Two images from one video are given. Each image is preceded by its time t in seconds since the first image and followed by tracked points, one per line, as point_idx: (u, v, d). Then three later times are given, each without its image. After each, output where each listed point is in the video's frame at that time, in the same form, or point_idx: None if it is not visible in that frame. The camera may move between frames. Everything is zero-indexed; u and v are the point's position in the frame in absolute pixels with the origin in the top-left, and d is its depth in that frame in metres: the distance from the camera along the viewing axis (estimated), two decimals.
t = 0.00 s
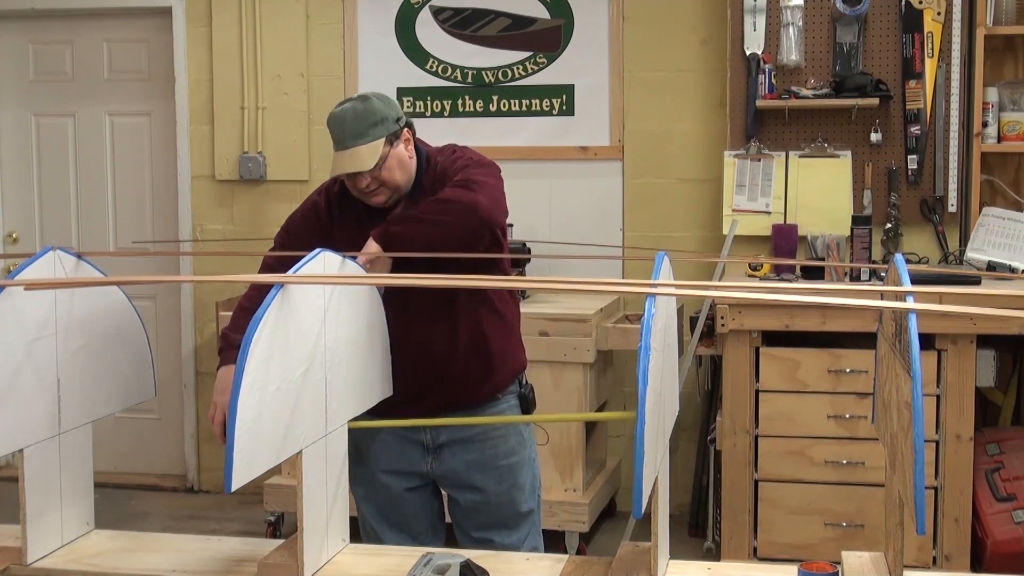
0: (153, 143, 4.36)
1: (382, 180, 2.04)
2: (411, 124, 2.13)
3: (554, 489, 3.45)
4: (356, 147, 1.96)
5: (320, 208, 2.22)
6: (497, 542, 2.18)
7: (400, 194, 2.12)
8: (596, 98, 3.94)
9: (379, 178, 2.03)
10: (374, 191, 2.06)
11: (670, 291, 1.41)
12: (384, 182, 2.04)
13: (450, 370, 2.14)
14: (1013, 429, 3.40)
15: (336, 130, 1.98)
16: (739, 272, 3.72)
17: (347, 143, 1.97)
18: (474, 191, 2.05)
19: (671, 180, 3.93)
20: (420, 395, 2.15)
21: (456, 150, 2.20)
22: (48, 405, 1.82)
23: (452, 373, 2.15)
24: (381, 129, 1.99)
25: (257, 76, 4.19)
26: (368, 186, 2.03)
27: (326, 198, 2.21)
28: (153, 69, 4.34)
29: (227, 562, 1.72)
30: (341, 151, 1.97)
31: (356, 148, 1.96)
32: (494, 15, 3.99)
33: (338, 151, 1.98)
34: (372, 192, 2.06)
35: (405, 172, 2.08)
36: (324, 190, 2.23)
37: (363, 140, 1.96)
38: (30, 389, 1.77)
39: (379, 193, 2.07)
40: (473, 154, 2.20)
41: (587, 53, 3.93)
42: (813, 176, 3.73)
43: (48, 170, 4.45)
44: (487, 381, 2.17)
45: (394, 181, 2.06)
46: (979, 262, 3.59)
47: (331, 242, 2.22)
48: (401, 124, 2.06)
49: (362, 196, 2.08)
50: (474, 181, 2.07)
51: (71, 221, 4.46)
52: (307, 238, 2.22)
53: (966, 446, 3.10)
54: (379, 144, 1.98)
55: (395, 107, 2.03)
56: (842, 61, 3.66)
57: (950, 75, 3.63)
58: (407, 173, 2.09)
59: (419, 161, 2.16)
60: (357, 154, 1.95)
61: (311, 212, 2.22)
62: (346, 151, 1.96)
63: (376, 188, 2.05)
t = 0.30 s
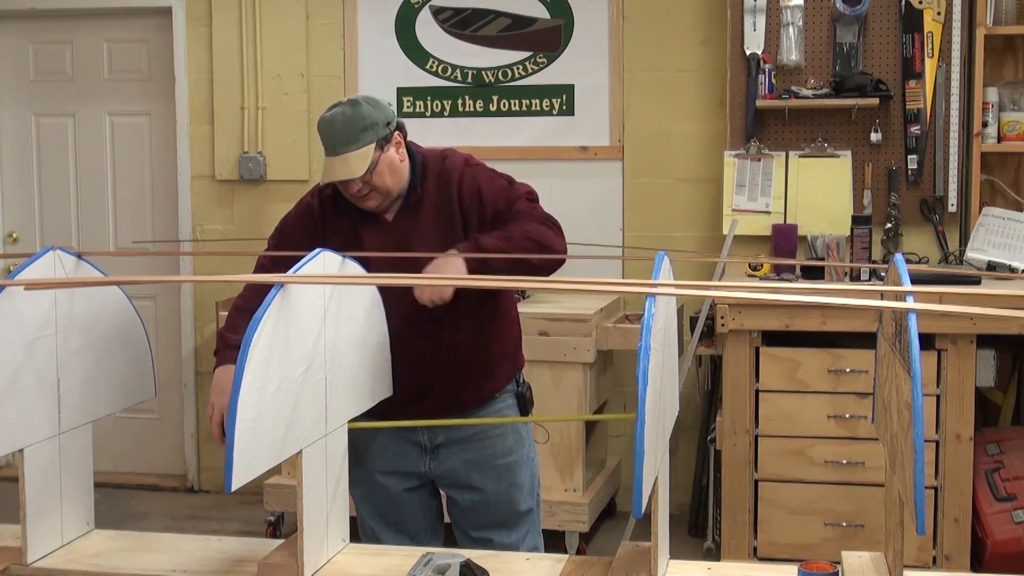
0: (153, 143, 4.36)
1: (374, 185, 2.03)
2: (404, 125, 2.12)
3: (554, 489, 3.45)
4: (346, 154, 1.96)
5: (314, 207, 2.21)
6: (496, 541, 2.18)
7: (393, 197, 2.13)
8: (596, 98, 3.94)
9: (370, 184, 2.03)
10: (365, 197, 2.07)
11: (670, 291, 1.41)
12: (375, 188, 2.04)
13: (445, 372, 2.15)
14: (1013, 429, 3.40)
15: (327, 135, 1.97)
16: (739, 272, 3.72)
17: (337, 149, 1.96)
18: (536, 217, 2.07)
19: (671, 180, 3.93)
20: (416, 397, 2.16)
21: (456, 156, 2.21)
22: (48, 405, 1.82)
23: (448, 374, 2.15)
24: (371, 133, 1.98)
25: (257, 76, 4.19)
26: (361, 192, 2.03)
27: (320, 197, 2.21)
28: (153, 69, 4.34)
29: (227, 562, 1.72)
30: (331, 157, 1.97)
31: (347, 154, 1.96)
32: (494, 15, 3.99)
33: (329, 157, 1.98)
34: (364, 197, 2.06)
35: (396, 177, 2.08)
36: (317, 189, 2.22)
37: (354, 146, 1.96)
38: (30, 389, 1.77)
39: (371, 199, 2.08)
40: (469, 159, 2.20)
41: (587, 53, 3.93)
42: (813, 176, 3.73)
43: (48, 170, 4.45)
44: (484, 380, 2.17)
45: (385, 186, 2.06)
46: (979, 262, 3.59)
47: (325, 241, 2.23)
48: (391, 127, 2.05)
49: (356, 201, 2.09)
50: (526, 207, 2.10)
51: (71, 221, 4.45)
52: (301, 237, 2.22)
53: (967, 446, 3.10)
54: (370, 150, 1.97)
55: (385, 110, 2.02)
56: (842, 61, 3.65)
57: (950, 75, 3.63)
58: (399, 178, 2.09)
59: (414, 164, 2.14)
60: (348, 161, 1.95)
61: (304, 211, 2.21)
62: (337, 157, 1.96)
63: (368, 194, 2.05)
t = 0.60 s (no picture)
0: (153, 143, 4.36)
1: (379, 186, 2.04)
2: (408, 126, 2.13)
3: (554, 489, 3.45)
4: (353, 154, 1.97)
5: (317, 204, 2.21)
6: (497, 541, 2.18)
7: (396, 197, 2.12)
8: (596, 97, 3.94)
9: (374, 184, 2.03)
10: (368, 197, 2.07)
11: (670, 291, 1.41)
12: (380, 188, 2.05)
13: (447, 372, 2.15)
14: (1013, 429, 3.40)
15: (334, 136, 1.98)
16: (739, 272, 3.72)
17: (344, 149, 1.98)
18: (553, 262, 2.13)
19: (671, 180, 3.93)
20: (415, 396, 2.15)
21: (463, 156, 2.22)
22: (48, 405, 1.82)
23: (450, 374, 2.15)
24: (379, 134, 2.00)
25: (257, 76, 4.19)
26: (364, 192, 2.03)
27: (323, 195, 2.21)
28: (153, 69, 4.34)
29: (227, 562, 1.72)
30: (338, 157, 1.98)
31: (353, 155, 1.97)
32: (494, 15, 3.99)
33: (335, 156, 1.99)
34: (367, 197, 2.06)
35: (400, 178, 2.08)
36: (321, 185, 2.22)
37: (360, 147, 1.98)
38: (29, 389, 1.77)
39: (374, 199, 2.08)
40: (476, 162, 2.21)
41: (587, 53, 3.93)
42: (813, 175, 3.73)
43: (48, 170, 4.45)
44: (485, 381, 2.17)
45: (390, 188, 2.07)
46: (979, 262, 3.59)
47: (326, 239, 2.22)
48: (397, 127, 2.06)
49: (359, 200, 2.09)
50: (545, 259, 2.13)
51: (71, 221, 4.45)
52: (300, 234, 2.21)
53: (966, 446, 3.10)
54: (376, 150, 1.99)
55: (392, 111, 2.04)
56: (842, 61, 3.65)
57: (950, 74, 3.63)
58: (404, 179, 2.10)
59: (418, 164, 2.15)
60: (353, 162, 1.97)
61: (307, 208, 2.21)
62: (343, 157, 1.98)
63: (372, 194, 2.06)
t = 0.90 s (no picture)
0: (153, 143, 4.36)
1: (380, 189, 2.04)
2: (410, 129, 2.13)
3: (554, 489, 3.45)
4: (355, 157, 1.97)
5: (319, 203, 2.21)
6: (497, 541, 2.18)
7: (399, 199, 2.12)
8: (596, 97, 3.94)
9: (376, 186, 2.03)
10: (370, 199, 2.06)
11: (670, 291, 1.41)
12: (382, 191, 2.05)
13: (449, 374, 2.15)
14: (1013, 429, 3.40)
15: (337, 138, 1.99)
16: (739, 271, 3.72)
17: (346, 152, 1.98)
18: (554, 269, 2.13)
19: (671, 180, 3.93)
20: (417, 397, 2.15)
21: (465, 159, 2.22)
22: (49, 405, 1.82)
23: (452, 376, 2.15)
24: (381, 137, 2.00)
25: (257, 76, 4.19)
26: (366, 195, 2.03)
27: (326, 195, 2.21)
28: (153, 68, 4.34)
29: (227, 562, 1.72)
30: (340, 159, 1.98)
31: (355, 158, 1.97)
32: (494, 14, 3.99)
33: (337, 159, 1.99)
34: (370, 199, 2.06)
35: (403, 181, 2.08)
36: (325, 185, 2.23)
37: (362, 150, 1.98)
38: (30, 389, 1.77)
39: (377, 201, 2.08)
40: (479, 164, 2.21)
41: (587, 53, 3.93)
42: (813, 175, 3.73)
43: (48, 170, 4.45)
44: (485, 381, 2.17)
45: (392, 190, 2.06)
46: (979, 262, 3.59)
47: (328, 239, 2.23)
48: (399, 130, 2.06)
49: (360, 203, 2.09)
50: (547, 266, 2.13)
51: (71, 221, 4.45)
52: (302, 233, 2.21)
53: (966, 446, 3.10)
54: (379, 154, 1.99)
55: (394, 114, 2.04)
56: (842, 60, 3.65)
57: (950, 74, 3.63)
58: (405, 182, 2.09)
59: (420, 165, 2.15)
60: (355, 165, 1.97)
61: (310, 208, 2.22)
62: (345, 160, 1.98)
63: (374, 196, 2.05)
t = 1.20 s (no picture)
0: (153, 142, 4.36)
1: (381, 187, 2.04)
2: (413, 127, 2.14)
3: (554, 489, 3.45)
4: (357, 155, 1.97)
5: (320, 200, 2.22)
6: (498, 541, 2.18)
7: (401, 198, 2.12)
8: (596, 97, 3.94)
9: (378, 185, 2.03)
10: (370, 198, 2.06)
11: (670, 291, 1.41)
12: (382, 189, 2.05)
13: (449, 373, 2.14)
14: (1013, 429, 3.40)
15: (339, 136, 1.99)
16: (739, 271, 3.72)
17: (348, 150, 1.98)
18: (550, 270, 2.11)
19: (671, 180, 3.93)
20: (418, 395, 2.16)
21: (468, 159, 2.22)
22: (49, 405, 1.82)
23: (452, 375, 2.15)
24: (383, 135, 2.00)
25: (257, 76, 4.19)
26: (367, 193, 2.04)
27: (327, 192, 2.21)
28: (153, 68, 4.34)
29: (227, 562, 1.72)
30: (342, 157, 1.98)
31: (357, 155, 1.97)
32: (494, 14, 3.99)
33: (339, 156, 1.99)
34: (371, 198, 2.06)
35: (404, 180, 2.08)
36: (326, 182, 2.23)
37: (364, 147, 1.98)
38: (30, 389, 1.77)
39: (378, 200, 2.08)
40: (481, 164, 2.21)
41: (587, 53, 3.93)
42: (813, 175, 3.73)
43: (48, 170, 4.45)
44: (485, 382, 2.17)
45: (393, 188, 2.06)
46: (979, 262, 3.59)
47: (329, 236, 2.23)
48: (402, 129, 2.06)
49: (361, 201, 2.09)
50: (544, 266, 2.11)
51: (71, 221, 4.45)
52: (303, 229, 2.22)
53: (966, 446, 3.10)
54: (380, 151, 1.99)
55: (397, 112, 2.04)
56: (842, 60, 3.65)
57: (950, 74, 3.63)
58: (407, 181, 2.09)
59: (421, 165, 2.15)
60: (357, 162, 1.97)
61: (310, 204, 2.22)
62: (347, 158, 1.98)
63: (374, 195, 2.06)
